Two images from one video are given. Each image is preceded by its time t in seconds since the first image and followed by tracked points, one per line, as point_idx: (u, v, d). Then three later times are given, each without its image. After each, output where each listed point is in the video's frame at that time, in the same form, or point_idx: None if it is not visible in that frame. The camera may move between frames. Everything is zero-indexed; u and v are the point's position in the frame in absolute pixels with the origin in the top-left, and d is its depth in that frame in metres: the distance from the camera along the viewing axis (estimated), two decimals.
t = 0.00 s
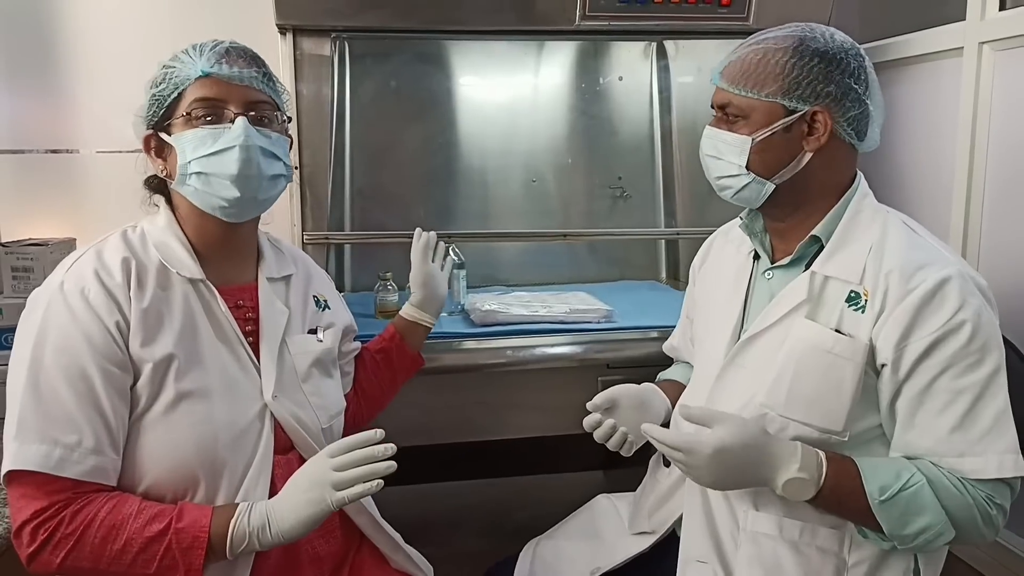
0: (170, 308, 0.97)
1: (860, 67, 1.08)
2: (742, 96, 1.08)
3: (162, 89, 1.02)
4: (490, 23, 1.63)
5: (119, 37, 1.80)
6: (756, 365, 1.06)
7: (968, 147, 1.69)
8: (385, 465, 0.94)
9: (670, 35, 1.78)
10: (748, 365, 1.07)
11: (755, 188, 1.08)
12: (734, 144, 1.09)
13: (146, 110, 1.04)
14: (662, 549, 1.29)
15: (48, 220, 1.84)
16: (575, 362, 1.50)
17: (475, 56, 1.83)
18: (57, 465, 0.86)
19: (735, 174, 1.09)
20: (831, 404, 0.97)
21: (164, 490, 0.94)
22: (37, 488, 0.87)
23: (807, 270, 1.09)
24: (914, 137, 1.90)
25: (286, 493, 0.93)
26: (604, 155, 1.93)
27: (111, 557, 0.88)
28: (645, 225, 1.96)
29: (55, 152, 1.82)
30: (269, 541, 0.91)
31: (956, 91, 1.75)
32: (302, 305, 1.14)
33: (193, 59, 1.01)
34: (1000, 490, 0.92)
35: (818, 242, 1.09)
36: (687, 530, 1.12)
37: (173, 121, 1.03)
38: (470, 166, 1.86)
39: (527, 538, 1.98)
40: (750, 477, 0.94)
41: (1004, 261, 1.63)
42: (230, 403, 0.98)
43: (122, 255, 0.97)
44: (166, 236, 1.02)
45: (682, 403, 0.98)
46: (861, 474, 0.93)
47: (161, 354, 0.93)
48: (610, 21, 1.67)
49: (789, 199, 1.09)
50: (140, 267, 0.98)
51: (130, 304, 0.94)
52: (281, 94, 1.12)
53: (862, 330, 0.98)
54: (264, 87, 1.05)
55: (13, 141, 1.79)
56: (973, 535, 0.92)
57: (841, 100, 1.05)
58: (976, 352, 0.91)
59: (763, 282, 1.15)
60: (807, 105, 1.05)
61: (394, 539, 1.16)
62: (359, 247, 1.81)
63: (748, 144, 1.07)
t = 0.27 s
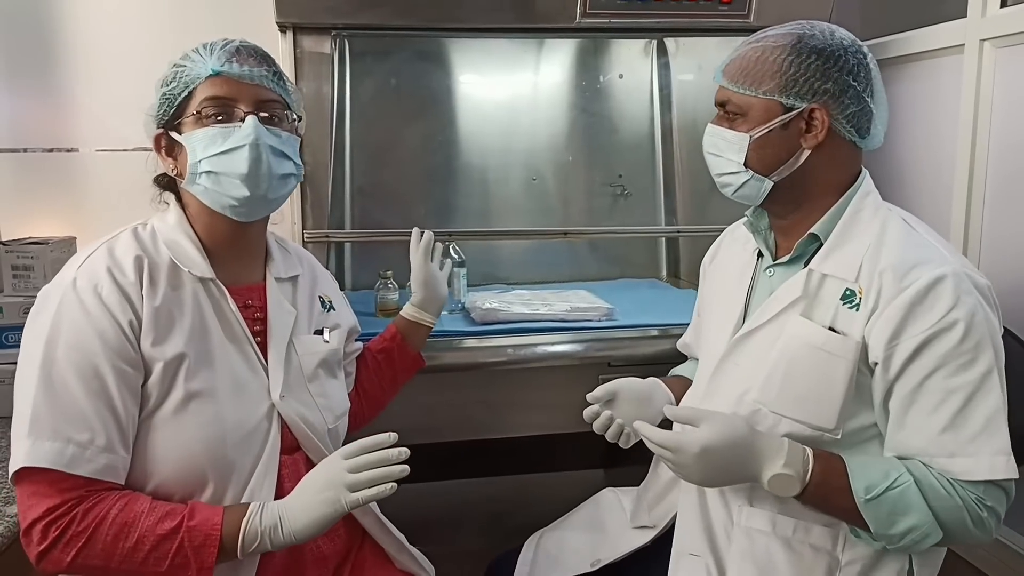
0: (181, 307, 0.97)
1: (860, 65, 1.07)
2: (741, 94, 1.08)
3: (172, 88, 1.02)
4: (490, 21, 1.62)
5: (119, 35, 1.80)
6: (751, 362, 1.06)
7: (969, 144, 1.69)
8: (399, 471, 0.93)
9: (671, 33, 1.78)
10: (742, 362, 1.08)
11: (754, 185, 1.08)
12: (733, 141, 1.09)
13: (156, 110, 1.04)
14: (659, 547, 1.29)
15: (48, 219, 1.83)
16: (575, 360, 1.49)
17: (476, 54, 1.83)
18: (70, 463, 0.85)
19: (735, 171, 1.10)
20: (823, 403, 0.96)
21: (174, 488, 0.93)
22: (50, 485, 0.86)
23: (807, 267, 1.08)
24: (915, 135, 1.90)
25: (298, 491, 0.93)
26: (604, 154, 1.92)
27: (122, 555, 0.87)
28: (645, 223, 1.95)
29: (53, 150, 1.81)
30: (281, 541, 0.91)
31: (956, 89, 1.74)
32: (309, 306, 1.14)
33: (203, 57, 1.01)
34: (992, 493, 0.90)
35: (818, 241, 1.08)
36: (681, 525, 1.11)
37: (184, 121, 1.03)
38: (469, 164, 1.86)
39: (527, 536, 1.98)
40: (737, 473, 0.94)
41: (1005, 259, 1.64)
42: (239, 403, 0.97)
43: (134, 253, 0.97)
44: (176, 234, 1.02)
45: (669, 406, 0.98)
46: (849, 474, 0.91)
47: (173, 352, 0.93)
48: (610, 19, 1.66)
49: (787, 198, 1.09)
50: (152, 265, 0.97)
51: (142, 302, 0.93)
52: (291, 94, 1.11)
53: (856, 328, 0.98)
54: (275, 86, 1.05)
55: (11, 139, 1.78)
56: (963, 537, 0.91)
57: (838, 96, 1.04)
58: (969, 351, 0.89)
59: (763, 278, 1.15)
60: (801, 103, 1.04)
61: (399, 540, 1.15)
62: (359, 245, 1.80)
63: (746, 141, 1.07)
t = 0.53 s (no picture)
0: (186, 307, 0.97)
1: (857, 67, 1.06)
2: (739, 98, 1.09)
3: (178, 90, 1.02)
4: (491, 21, 1.62)
5: (119, 34, 1.80)
6: (744, 362, 1.07)
7: (969, 147, 1.70)
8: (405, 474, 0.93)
9: (672, 35, 1.78)
10: (737, 362, 1.08)
11: (751, 187, 1.09)
12: (730, 145, 1.10)
13: (162, 112, 1.04)
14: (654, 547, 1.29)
15: (49, 218, 1.83)
16: (574, 361, 1.49)
17: (476, 55, 1.83)
18: (76, 460, 0.85)
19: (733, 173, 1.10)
20: (812, 404, 0.97)
21: (179, 486, 0.93)
22: (56, 483, 0.86)
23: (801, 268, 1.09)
24: (915, 138, 1.90)
25: (302, 491, 0.93)
26: (604, 155, 1.92)
27: (128, 553, 0.87)
28: (644, 224, 1.96)
29: (52, 149, 1.81)
30: (286, 539, 0.91)
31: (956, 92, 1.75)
32: (312, 307, 1.14)
33: (208, 59, 1.00)
34: (978, 498, 0.89)
35: (813, 244, 1.09)
36: (674, 522, 1.12)
37: (190, 124, 1.03)
38: (470, 164, 1.86)
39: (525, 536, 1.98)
40: (719, 472, 0.95)
41: (1003, 261, 1.65)
42: (242, 403, 0.97)
43: (140, 252, 0.97)
44: (182, 234, 1.02)
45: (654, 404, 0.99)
46: (832, 474, 0.92)
47: (178, 351, 0.93)
48: (612, 20, 1.67)
49: (783, 199, 1.10)
50: (158, 264, 0.97)
51: (147, 301, 0.93)
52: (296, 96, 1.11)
53: (846, 330, 0.98)
54: (280, 88, 1.05)
55: (10, 138, 1.78)
56: (949, 542, 0.90)
57: (834, 99, 1.04)
58: (956, 355, 0.88)
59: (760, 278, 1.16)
60: (799, 105, 1.05)
61: (401, 540, 1.16)
62: (359, 245, 1.81)
63: (742, 144, 1.08)
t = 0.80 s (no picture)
0: (183, 308, 0.97)
1: (848, 71, 1.06)
2: (731, 103, 1.09)
3: (182, 93, 1.02)
4: (491, 24, 1.62)
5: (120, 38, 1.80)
6: (741, 363, 1.08)
7: (969, 149, 1.69)
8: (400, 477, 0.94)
9: (672, 38, 1.78)
10: (734, 364, 1.09)
11: (745, 191, 1.10)
12: (724, 150, 1.10)
13: (166, 114, 1.04)
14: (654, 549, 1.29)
15: (50, 221, 1.84)
16: (574, 364, 1.49)
17: (476, 58, 1.83)
18: (72, 460, 0.85)
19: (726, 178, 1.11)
20: (809, 407, 0.97)
21: (175, 487, 0.94)
22: (52, 483, 0.86)
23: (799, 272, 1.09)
24: (915, 140, 1.90)
25: (298, 493, 0.93)
26: (604, 157, 1.92)
27: (124, 553, 0.87)
28: (644, 226, 1.95)
29: (52, 152, 1.81)
30: (281, 540, 0.91)
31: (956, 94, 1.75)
32: (310, 309, 1.14)
33: (214, 64, 1.01)
34: (976, 501, 0.89)
35: (810, 246, 1.09)
36: (674, 523, 1.12)
37: (192, 127, 1.03)
38: (470, 167, 1.86)
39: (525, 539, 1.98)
40: (716, 475, 0.95)
41: (1003, 264, 1.65)
42: (239, 404, 0.97)
43: (138, 253, 0.97)
44: (181, 237, 1.02)
45: (653, 407, 0.99)
46: (831, 478, 0.91)
47: (175, 353, 0.93)
48: (611, 23, 1.67)
49: (778, 202, 1.10)
50: (156, 266, 0.97)
51: (145, 302, 0.94)
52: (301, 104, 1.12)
53: (842, 333, 0.98)
54: (285, 96, 1.05)
55: (11, 141, 1.79)
56: (947, 546, 0.90)
57: (824, 103, 1.03)
58: (954, 358, 0.88)
59: (758, 281, 1.16)
60: (789, 109, 1.05)
61: (399, 543, 1.16)
62: (359, 248, 1.81)
63: (735, 149, 1.09)
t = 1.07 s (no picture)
0: (179, 306, 0.97)
1: (831, 71, 1.05)
2: (717, 110, 1.10)
3: (183, 91, 1.02)
4: (490, 24, 1.63)
5: (120, 38, 1.81)
6: (734, 368, 1.08)
7: (968, 150, 1.70)
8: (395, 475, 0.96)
9: (671, 38, 1.79)
10: (726, 365, 1.10)
11: (737, 197, 1.12)
12: (712, 156, 1.12)
13: (167, 112, 1.04)
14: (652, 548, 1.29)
15: (50, 221, 1.84)
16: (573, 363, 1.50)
17: (476, 58, 1.83)
18: (68, 457, 0.85)
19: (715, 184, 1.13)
20: (799, 412, 0.98)
21: (171, 484, 0.94)
22: (49, 480, 0.86)
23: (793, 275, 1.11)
24: (914, 141, 1.90)
25: (294, 489, 0.94)
26: (603, 157, 1.93)
27: (120, 551, 0.88)
28: (643, 226, 1.95)
29: (52, 152, 1.82)
30: (278, 537, 0.91)
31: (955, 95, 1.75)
32: (305, 308, 1.14)
33: (218, 64, 1.01)
34: (968, 511, 0.89)
35: (804, 250, 1.10)
36: (671, 521, 1.12)
37: (193, 125, 1.03)
38: (470, 167, 1.86)
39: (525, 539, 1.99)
40: (710, 480, 0.97)
41: (1003, 264, 1.65)
42: (236, 402, 0.98)
43: (134, 253, 0.97)
44: (177, 237, 1.02)
45: (645, 411, 1.01)
46: (822, 484, 0.93)
47: (170, 351, 0.94)
48: (611, 24, 1.67)
49: (770, 205, 1.11)
50: (152, 265, 0.98)
51: (141, 301, 0.94)
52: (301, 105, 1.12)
53: (835, 339, 0.99)
54: (287, 98, 1.06)
55: (10, 141, 1.79)
56: (937, 553, 0.91)
57: (806, 106, 1.04)
58: (947, 369, 0.89)
59: (755, 278, 1.18)
60: (774, 112, 1.05)
61: (397, 542, 1.16)
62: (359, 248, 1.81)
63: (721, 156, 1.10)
